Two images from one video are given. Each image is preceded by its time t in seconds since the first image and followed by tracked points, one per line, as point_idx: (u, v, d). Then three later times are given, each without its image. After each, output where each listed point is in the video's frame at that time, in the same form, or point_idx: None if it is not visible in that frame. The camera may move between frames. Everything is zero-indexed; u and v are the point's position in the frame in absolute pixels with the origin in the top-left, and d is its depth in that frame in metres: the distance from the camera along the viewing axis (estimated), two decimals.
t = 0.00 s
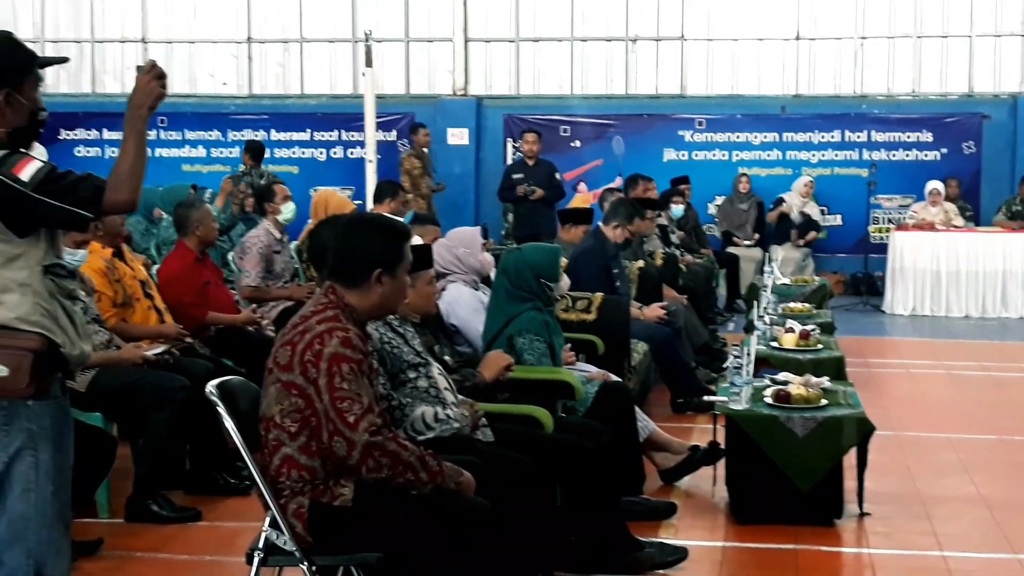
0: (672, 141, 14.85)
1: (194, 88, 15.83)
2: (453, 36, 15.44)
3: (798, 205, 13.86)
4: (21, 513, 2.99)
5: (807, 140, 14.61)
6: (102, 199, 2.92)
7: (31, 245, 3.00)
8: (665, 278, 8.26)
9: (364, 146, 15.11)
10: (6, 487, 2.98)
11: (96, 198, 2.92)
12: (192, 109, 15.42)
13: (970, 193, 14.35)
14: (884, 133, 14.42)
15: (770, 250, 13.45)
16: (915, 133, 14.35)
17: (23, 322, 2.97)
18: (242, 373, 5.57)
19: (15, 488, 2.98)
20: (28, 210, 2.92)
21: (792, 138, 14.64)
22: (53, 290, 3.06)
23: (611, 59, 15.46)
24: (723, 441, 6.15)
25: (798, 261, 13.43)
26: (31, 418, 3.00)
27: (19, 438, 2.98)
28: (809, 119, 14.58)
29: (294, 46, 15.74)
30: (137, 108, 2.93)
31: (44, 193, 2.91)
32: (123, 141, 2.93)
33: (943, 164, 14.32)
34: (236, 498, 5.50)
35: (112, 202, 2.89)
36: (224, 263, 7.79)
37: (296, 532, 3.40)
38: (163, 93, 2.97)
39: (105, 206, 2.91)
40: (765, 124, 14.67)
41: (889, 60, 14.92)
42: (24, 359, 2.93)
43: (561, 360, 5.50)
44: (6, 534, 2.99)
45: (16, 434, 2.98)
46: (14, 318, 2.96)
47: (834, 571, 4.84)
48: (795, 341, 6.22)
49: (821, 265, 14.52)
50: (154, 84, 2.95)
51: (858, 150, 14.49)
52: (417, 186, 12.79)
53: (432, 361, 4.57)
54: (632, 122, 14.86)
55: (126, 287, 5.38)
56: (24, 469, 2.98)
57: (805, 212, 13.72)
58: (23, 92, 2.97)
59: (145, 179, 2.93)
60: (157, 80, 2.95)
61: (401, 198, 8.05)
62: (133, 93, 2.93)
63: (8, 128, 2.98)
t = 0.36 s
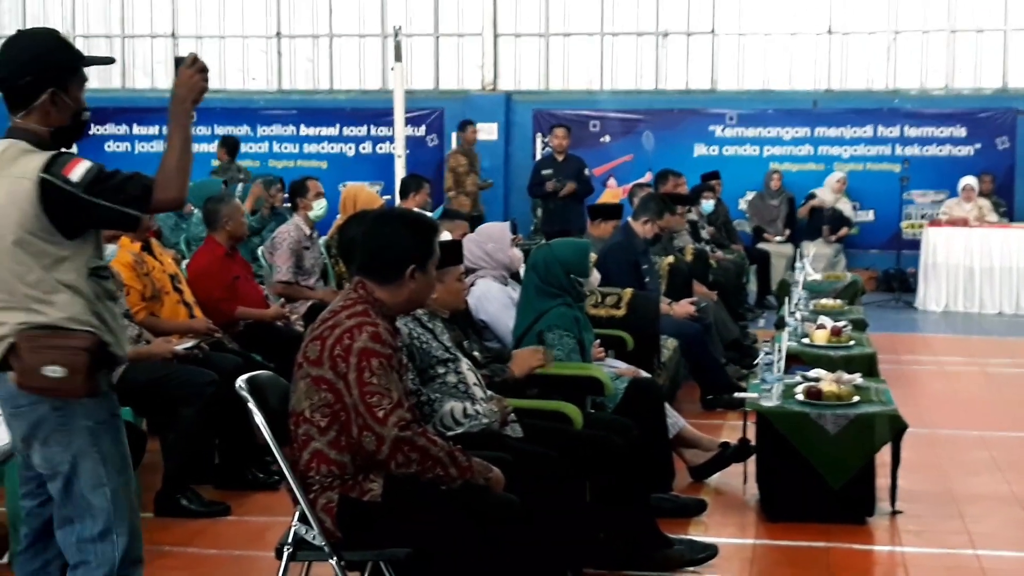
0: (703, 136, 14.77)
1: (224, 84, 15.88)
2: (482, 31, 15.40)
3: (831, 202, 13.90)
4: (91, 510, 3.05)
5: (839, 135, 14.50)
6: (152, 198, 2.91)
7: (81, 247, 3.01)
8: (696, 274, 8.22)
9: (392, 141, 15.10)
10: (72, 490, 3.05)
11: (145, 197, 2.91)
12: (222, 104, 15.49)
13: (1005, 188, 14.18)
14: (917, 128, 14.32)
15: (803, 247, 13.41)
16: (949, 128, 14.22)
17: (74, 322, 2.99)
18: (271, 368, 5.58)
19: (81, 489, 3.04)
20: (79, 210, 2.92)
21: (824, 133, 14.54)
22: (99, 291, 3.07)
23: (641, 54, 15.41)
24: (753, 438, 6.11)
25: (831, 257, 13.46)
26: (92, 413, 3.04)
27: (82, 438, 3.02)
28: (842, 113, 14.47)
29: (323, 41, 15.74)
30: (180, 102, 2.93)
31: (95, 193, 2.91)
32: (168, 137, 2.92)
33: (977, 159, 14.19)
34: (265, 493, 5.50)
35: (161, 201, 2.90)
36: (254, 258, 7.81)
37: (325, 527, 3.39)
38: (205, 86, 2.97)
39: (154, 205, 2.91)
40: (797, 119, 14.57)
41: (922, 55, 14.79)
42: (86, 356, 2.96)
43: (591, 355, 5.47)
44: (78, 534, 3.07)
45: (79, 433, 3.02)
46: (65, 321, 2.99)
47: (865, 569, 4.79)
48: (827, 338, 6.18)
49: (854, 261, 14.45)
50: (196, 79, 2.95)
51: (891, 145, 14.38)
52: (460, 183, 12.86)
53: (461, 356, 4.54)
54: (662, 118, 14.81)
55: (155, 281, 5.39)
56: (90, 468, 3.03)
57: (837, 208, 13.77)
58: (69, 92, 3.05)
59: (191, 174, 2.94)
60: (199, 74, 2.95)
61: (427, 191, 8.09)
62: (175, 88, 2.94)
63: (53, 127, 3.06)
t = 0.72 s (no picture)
0: (750, 130, 14.68)
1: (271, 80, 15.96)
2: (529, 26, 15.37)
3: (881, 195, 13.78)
4: (152, 522, 2.94)
5: (890, 129, 14.36)
6: (236, 194, 2.82)
7: (165, 244, 2.93)
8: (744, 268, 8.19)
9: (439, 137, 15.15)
10: (136, 500, 2.94)
11: (228, 192, 2.81)
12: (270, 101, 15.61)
13: None
14: (968, 120, 14.16)
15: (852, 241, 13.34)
16: (1001, 121, 14.06)
17: (159, 323, 2.91)
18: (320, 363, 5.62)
19: (150, 499, 2.93)
20: (165, 204, 2.81)
21: (873, 126, 14.40)
22: (177, 291, 2.99)
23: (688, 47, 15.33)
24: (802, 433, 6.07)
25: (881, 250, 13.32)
26: (165, 418, 2.96)
27: (155, 444, 2.92)
28: (891, 106, 14.32)
29: (370, 37, 15.77)
30: (252, 97, 2.90)
31: (181, 187, 2.79)
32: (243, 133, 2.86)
33: None
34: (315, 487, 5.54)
35: (244, 198, 2.82)
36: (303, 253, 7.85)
37: (376, 522, 3.40)
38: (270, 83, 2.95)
39: (237, 202, 2.82)
40: (845, 112, 14.44)
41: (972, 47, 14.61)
42: (171, 357, 2.89)
43: (638, 351, 5.44)
44: (137, 546, 2.95)
45: (152, 439, 2.92)
46: (150, 322, 2.89)
47: (917, 565, 4.76)
48: (877, 333, 6.14)
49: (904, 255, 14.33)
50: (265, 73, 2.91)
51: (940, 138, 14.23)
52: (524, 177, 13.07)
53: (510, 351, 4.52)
54: (708, 111, 14.74)
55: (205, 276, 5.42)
56: (160, 475, 2.93)
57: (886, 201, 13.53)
58: (143, 89, 2.98)
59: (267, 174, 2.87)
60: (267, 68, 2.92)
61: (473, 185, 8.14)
62: (243, 82, 2.90)
63: (124, 123, 2.97)
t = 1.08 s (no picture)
0: (781, 124, 14.62)
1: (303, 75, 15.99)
2: (559, 20, 15.35)
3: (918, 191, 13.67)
4: (190, 527, 2.77)
5: (921, 122, 14.24)
6: (270, 193, 2.70)
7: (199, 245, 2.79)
8: (774, 262, 8.17)
9: (469, 131, 15.18)
10: (173, 506, 2.75)
11: (264, 191, 2.69)
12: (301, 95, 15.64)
13: None
14: (1001, 115, 14.04)
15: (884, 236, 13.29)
16: None
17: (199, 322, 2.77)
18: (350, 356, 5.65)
19: (188, 503, 2.75)
20: (201, 206, 2.67)
21: (905, 121, 14.30)
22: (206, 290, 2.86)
23: (719, 41, 15.26)
24: (833, 429, 6.04)
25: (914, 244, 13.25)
26: (199, 419, 2.80)
27: (194, 446, 2.77)
28: (923, 101, 14.22)
29: (401, 31, 15.79)
30: (279, 94, 2.80)
31: (219, 188, 2.65)
32: (274, 130, 2.75)
33: None
34: (344, 480, 5.57)
35: (279, 196, 2.71)
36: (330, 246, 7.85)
37: (404, 514, 3.44)
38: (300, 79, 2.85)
39: (272, 202, 2.71)
40: (878, 107, 14.34)
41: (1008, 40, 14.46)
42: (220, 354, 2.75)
43: (667, 345, 5.43)
44: (169, 552, 2.77)
45: (191, 441, 2.76)
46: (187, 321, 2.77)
47: (947, 562, 4.74)
48: (908, 329, 6.10)
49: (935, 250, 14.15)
50: (293, 67, 2.82)
51: (973, 132, 14.10)
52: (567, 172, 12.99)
53: (538, 345, 4.52)
54: (739, 105, 14.67)
55: (236, 271, 5.45)
56: (198, 477, 2.78)
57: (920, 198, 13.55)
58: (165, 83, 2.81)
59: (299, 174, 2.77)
60: (295, 62, 2.83)
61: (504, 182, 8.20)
62: (273, 78, 2.81)
63: (144, 119, 2.80)
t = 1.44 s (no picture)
0: (791, 120, 14.59)
1: (313, 72, 15.98)
2: (569, 17, 15.34)
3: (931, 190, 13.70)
4: (182, 534, 2.63)
5: (931, 119, 14.19)
6: (267, 186, 2.59)
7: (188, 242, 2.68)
8: (784, 259, 8.16)
9: (479, 128, 15.18)
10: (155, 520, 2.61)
11: (261, 184, 2.58)
12: (310, 92, 15.63)
13: None
14: (1011, 112, 13.98)
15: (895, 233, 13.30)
16: None
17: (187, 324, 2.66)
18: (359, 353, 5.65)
19: (172, 516, 2.62)
20: (199, 198, 2.57)
21: (916, 117, 14.25)
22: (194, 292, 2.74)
23: (729, 37, 15.22)
24: (843, 426, 6.02)
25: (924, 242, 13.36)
26: (184, 423, 2.67)
27: (177, 456, 2.62)
28: (933, 97, 14.19)
29: (411, 28, 15.78)
30: (278, 86, 2.70)
31: (216, 180, 2.55)
32: (271, 122, 2.65)
33: None
34: (354, 477, 5.58)
35: (275, 190, 2.60)
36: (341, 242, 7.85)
37: (415, 511, 3.44)
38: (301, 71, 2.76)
39: (269, 195, 2.60)
40: (888, 104, 14.30)
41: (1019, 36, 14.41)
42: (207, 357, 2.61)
43: (677, 342, 5.43)
44: (165, 562, 2.63)
45: (176, 447, 2.62)
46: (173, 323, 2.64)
47: (957, 559, 4.73)
48: (919, 325, 6.09)
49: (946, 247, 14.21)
50: (294, 60, 2.74)
51: (983, 129, 14.06)
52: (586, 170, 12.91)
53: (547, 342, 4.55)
54: (749, 102, 14.63)
55: (246, 267, 5.47)
56: (186, 486, 2.64)
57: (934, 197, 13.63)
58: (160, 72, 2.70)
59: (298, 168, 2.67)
60: (297, 55, 2.74)
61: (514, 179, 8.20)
62: (272, 69, 2.71)
63: (137, 110, 2.69)
